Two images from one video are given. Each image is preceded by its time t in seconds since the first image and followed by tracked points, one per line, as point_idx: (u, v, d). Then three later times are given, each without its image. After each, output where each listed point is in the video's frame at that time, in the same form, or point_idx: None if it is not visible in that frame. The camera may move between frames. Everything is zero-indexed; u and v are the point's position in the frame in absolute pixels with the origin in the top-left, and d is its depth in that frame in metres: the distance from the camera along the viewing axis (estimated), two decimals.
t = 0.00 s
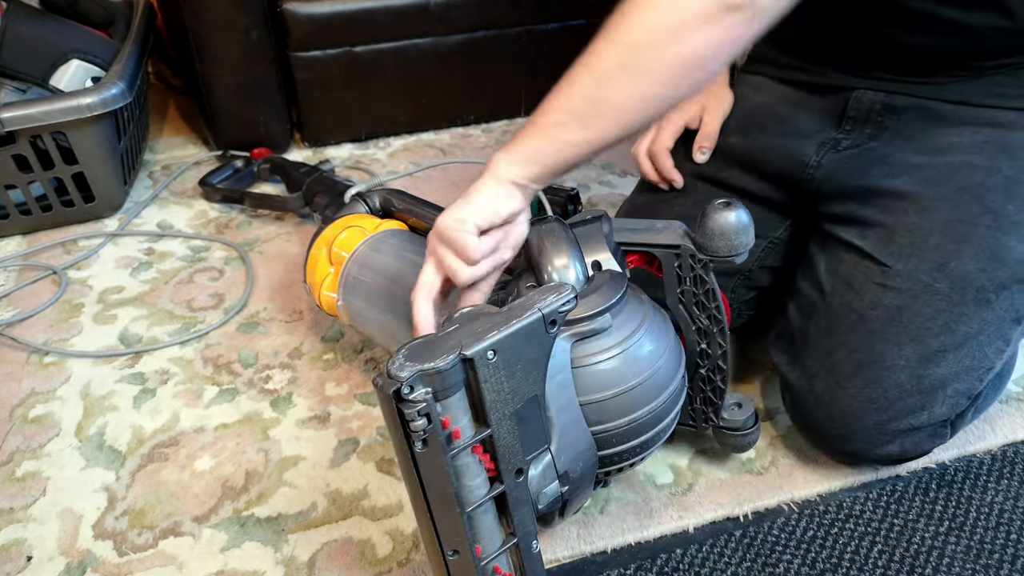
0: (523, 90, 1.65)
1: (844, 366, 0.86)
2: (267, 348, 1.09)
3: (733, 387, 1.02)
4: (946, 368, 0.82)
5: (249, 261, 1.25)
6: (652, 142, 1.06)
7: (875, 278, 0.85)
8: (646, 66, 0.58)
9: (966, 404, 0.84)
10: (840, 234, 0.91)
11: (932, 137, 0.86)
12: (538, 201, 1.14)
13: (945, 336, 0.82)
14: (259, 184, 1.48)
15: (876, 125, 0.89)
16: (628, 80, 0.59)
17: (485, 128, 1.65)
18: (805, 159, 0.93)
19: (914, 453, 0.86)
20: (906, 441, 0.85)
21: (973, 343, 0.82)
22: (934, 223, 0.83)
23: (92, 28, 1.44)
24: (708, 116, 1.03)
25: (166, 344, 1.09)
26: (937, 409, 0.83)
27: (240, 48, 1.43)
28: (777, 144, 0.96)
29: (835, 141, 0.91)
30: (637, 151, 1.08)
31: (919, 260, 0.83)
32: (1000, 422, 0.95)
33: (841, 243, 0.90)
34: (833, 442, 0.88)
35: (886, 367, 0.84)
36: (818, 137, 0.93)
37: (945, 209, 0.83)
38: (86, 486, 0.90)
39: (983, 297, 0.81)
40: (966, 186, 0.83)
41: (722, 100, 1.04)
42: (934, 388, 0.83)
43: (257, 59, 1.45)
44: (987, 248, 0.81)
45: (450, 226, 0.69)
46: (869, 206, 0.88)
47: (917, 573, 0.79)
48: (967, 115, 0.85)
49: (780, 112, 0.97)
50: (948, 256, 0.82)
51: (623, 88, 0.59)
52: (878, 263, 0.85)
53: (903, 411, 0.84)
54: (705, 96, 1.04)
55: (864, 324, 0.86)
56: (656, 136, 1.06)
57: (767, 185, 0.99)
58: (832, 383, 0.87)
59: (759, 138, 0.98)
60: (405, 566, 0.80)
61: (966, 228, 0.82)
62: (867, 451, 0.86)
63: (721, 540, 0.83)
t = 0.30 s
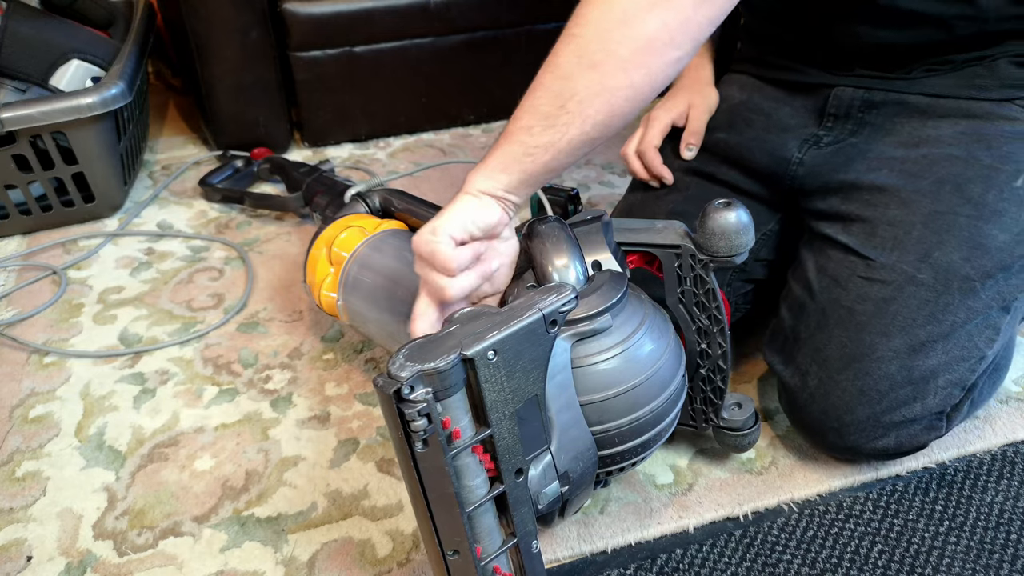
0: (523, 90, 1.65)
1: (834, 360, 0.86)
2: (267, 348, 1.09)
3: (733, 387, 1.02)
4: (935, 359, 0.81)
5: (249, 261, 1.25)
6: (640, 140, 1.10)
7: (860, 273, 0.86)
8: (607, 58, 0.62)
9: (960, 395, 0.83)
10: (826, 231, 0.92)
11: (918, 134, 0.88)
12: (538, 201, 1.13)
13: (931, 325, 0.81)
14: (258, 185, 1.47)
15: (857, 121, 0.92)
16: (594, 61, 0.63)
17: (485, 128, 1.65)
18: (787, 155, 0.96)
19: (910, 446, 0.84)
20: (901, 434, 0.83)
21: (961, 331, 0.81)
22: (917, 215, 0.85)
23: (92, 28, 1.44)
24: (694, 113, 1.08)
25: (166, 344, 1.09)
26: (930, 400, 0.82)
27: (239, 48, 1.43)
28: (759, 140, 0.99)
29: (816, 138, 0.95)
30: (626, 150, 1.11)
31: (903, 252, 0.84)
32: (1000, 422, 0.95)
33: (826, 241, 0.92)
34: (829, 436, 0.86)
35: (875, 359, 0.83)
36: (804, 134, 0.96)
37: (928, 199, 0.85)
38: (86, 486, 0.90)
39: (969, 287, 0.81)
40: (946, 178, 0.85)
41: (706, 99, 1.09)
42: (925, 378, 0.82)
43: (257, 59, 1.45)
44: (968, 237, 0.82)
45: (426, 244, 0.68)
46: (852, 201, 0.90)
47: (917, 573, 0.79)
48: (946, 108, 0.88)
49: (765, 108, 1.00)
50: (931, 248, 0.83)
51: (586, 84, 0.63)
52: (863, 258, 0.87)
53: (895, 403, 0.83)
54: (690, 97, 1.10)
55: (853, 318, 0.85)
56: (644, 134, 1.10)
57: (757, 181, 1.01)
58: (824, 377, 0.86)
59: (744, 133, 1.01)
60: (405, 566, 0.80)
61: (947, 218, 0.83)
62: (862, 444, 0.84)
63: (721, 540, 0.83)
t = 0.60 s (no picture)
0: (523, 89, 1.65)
1: (831, 357, 0.85)
2: (267, 348, 1.09)
3: (733, 387, 1.02)
4: (932, 355, 0.82)
5: (249, 261, 1.25)
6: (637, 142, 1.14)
7: (856, 270, 0.86)
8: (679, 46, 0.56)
9: (956, 392, 0.83)
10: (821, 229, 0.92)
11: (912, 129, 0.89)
12: (538, 201, 1.14)
13: (928, 322, 0.82)
14: (258, 184, 1.47)
15: (853, 116, 0.92)
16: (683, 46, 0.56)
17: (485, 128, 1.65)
18: (784, 152, 0.96)
19: (909, 443, 0.84)
20: (899, 430, 0.83)
21: (956, 328, 0.81)
22: (911, 212, 0.85)
23: (92, 28, 1.44)
24: (689, 112, 1.09)
25: (166, 344, 1.09)
26: (927, 398, 0.82)
27: (240, 48, 1.43)
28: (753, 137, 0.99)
29: (813, 133, 0.95)
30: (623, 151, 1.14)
31: (899, 249, 0.84)
32: (1000, 421, 0.95)
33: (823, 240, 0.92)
34: (827, 434, 0.86)
35: (872, 355, 0.83)
36: (803, 131, 0.96)
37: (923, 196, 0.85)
38: (86, 486, 0.90)
39: (964, 283, 0.81)
40: (942, 174, 0.85)
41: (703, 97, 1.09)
42: (922, 374, 0.82)
43: (258, 60, 1.45)
44: (963, 233, 0.82)
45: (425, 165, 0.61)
46: (846, 199, 0.90)
47: (917, 573, 0.79)
48: (941, 104, 0.88)
49: (759, 107, 1.00)
50: (924, 244, 0.83)
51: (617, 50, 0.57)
52: (860, 254, 0.87)
53: (893, 399, 0.82)
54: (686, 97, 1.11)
55: (849, 315, 0.85)
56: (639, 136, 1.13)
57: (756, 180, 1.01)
58: (821, 373, 0.86)
59: (738, 132, 1.01)
60: (405, 567, 0.80)
61: (944, 215, 0.83)
62: (861, 441, 0.84)
63: (721, 540, 0.83)
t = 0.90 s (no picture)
0: (523, 89, 1.65)
1: (840, 354, 0.86)
2: (267, 348, 1.09)
3: (733, 386, 1.02)
4: (941, 357, 0.82)
5: (249, 261, 1.25)
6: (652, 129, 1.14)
7: (869, 268, 0.86)
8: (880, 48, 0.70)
9: (962, 395, 0.84)
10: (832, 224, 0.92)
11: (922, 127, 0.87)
12: (538, 202, 1.14)
13: (941, 323, 0.81)
14: (259, 185, 1.48)
15: (870, 116, 0.90)
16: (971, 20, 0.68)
17: (485, 128, 1.65)
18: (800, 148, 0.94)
19: (911, 443, 0.85)
20: (903, 430, 0.84)
21: (967, 332, 0.81)
22: (928, 213, 0.84)
23: (92, 29, 1.45)
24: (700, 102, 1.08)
25: (167, 344, 1.09)
26: (934, 399, 0.83)
27: (240, 48, 1.43)
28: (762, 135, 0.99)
29: (830, 132, 0.92)
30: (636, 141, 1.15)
31: (914, 249, 0.84)
32: (999, 422, 0.95)
33: (835, 237, 0.91)
34: (830, 430, 0.87)
35: (881, 354, 0.83)
36: (808, 129, 0.95)
37: (941, 198, 0.84)
38: (87, 486, 0.91)
39: (977, 287, 0.81)
40: (960, 178, 0.84)
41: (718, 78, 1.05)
42: (929, 376, 0.82)
43: (258, 60, 1.46)
44: (979, 238, 0.82)
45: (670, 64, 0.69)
46: (861, 197, 0.89)
47: (916, 573, 0.79)
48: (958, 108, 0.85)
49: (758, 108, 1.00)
50: (943, 246, 0.82)
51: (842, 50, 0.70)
52: (873, 253, 0.86)
53: (900, 399, 0.83)
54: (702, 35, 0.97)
55: (860, 313, 0.85)
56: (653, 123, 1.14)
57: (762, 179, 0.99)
58: (830, 373, 0.86)
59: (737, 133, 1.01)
60: (405, 566, 0.80)
61: (960, 217, 0.83)
62: (864, 439, 0.85)
63: (720, 540, 0.83)
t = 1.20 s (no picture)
0: (523, 88, 1.65)
1: (856, 360, 0.85)
2: (267, 348, 1.09)
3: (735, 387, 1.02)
4: (958, 368, 0.81)
5: (249, 261, 1.25)
6: None
7: (893, 274, 0.85)
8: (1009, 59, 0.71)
9: (975, 406, 0.84)
10: (857, 228, 0.91)
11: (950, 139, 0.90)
12: (538, 201, 1.13)
13: (961, 335, 0.81)
14: (258, 184, 1.47)
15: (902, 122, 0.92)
16: None
17: (485, 127, 1.64)
18: (828, 153, 0.96)
19: (920, 452, 0.85)
20: (914, 438, 0.84)
21: (987, 344, 0.81)
22: (958, 221, 0.84)
23: (92, 28, 1.44)
24: None
25: (166, 345, 1.09)
26: (948, 409, 0.82)
27: (240, 48, 1.43)
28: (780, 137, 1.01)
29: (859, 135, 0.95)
30: None
31: (940, 257, 0.83)
32: (1001, 422, 0.94)
33: (857, 238, 0.91)
34: (841, 435, 0.87)
35: (900, 361, 0.82)
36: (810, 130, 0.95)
37: (968, 208, 0.84)
38: (86, 486, 0.90)
39: (1002, 301, 0.80)
40: (991, 188, 0.85)
41: None
42: (945, 386, 0.81)
43: (258, 60, 1.45)
44: (1005, 250, 0.81)
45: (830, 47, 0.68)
46: (888, 201, 0.89)
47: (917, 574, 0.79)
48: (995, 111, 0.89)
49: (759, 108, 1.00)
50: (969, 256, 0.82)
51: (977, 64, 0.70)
52: (900, 259, 0.85)
53: (914, 407, 0.82)
54: None
55: (881, 319, 0.84)
56: None
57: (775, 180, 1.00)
58: (843, 377, 0.85)
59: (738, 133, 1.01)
60: (405, 567, 0.80)
61: (988, 228, 0.82)
62: (874, 446, 0.84)
63: (721, 540, 0.83)
